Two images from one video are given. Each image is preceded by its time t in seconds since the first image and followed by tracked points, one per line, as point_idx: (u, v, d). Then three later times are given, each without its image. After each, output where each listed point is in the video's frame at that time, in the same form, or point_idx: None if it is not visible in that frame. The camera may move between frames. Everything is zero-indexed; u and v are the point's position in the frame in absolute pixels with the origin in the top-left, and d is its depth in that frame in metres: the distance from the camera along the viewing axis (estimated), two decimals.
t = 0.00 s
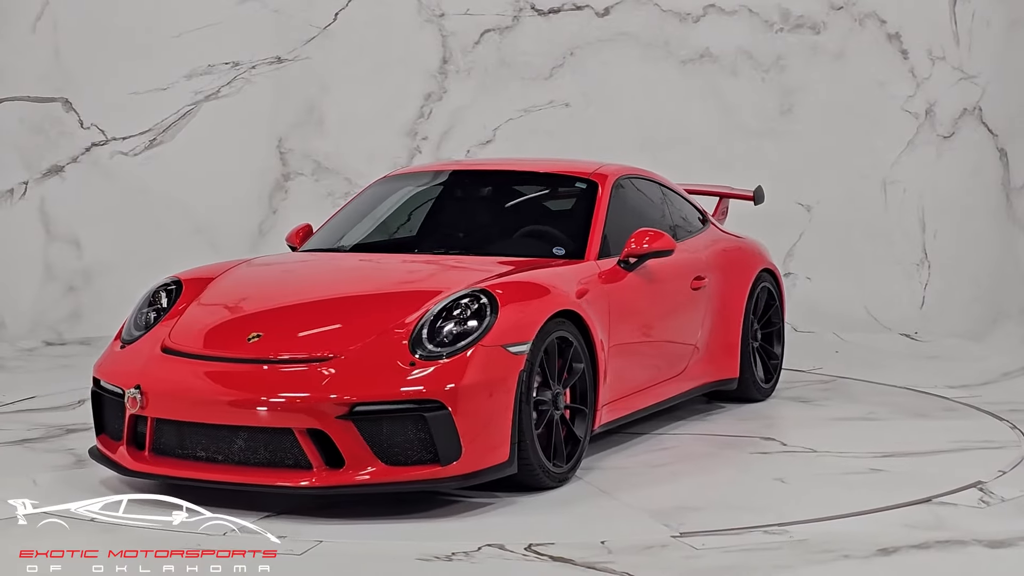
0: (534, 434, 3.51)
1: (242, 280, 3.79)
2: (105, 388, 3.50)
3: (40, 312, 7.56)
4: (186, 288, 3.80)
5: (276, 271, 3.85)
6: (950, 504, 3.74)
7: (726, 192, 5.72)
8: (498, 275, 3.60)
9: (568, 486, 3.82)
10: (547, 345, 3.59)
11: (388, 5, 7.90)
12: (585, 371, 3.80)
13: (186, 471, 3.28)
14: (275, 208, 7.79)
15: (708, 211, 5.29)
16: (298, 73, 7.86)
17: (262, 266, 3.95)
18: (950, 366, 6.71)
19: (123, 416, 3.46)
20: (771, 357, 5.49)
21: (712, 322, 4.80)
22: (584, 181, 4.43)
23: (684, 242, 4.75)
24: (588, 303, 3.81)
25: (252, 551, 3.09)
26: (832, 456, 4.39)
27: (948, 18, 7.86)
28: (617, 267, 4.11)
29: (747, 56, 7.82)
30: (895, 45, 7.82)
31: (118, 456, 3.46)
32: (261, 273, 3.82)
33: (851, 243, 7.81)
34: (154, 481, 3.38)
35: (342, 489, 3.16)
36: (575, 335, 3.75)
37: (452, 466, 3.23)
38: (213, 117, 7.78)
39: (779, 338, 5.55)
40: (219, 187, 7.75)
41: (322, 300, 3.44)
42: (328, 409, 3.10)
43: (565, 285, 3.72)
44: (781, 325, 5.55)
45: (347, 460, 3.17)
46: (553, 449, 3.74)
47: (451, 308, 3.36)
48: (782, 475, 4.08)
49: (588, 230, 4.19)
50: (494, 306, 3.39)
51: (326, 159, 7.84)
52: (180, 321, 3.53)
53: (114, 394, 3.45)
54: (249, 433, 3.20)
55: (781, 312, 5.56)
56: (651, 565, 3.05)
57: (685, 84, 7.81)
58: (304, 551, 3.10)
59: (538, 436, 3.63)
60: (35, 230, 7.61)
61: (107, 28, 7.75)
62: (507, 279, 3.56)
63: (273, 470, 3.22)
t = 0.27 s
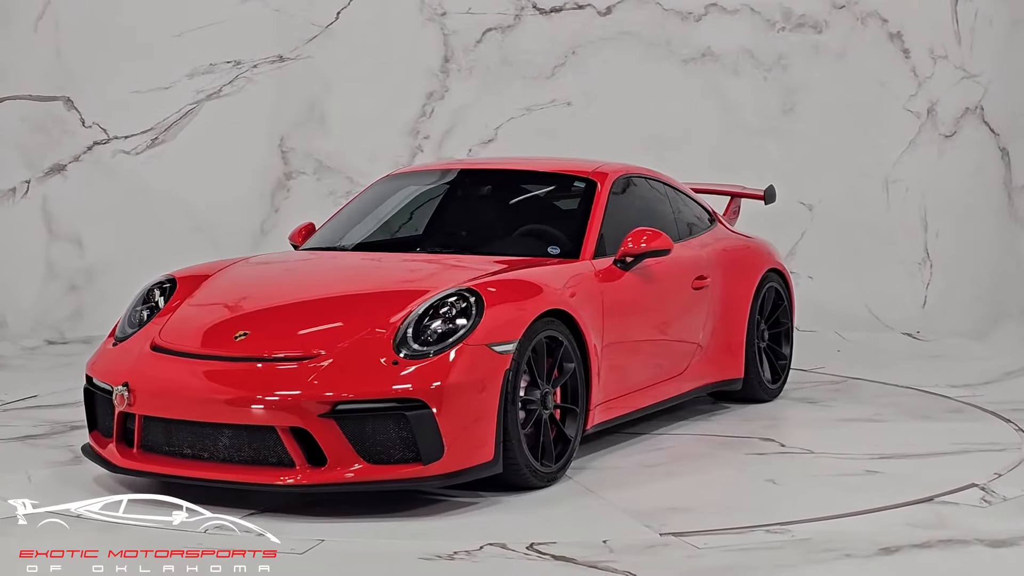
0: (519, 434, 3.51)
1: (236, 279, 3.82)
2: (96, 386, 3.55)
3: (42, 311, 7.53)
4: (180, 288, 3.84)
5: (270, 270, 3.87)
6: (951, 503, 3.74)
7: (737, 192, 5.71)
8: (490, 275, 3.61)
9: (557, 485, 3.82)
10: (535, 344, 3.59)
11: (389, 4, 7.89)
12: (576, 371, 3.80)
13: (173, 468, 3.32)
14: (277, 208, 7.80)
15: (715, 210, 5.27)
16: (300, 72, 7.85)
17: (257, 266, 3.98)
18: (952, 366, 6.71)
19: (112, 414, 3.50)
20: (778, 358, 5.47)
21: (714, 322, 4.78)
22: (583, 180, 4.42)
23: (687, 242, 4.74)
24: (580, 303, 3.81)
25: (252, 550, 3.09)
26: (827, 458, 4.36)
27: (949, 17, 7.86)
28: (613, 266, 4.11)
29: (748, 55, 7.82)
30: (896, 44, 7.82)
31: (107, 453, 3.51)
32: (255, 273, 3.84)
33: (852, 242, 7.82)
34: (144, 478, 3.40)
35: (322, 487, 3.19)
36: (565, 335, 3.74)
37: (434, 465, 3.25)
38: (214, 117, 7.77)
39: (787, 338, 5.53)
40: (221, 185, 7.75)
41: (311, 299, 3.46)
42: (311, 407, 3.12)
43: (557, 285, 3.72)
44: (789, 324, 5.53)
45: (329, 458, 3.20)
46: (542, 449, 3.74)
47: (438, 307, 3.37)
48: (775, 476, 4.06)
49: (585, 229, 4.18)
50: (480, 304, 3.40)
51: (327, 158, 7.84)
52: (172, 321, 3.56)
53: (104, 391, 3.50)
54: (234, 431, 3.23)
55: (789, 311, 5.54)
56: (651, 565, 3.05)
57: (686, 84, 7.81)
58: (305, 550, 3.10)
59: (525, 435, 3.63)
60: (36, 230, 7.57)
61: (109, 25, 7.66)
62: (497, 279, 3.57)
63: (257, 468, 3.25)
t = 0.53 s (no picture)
0: (506, 434, 3.52)
1: (232, 279, 3.86)
2: (88, 384, 3.61)
3: (45, 310, 7.55)
4: (177, 285, 3.89)
5: (266, 270, 3.91)
6: (953, 503, 3.75)
7: (750, 191, 5.70)
8: (482, 275, 3.63)
9: (547, 485, 3.83)
10: (524, 344, 3.60)
11: (391, 3, 7.87)
12: (567, 371, 3.81)
13: (161, 465, 3.36)
14: (279, 207, 7.77)
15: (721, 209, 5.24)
16: (302, 71, 7.81)
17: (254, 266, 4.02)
18: (955, 365, 6.70)
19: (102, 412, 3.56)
20: (786, 359, 5.44)
21: (717, 322, 4.76)
22: (582, 180, 4.43)
23: (689, 241, 4.73)
24: (572, 303, 3.82)
25: (252, 550, 3.09)
26: (821, 460, 4.33)
27: (952, 17, 7.85)
28: (608, 266, 4.12)
29: (751, 55, 7.81)
30: (899, 44, 7.81)
31: (98, 450, 3.57)
32: (250, 272, 3.88)
33: (855, 242, 7.81)
34: (137, 476, 3.44)
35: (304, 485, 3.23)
36: (556, 335, 3.75)
37: (416, 464, 3.28)
38: (217, 116, 7.72)
39: (795, 338, 5.49)
40: (223, 184, 7.72)
41: (301, 300, 3.50)
42: (294, 406, 3.15)
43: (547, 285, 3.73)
44: (798, 326, 5.50)
45: (312, 457, 3.23)
46: (531, 449, 3.75)
47: (424, 307, 3.40)
48: (765, 479, 4.02)
49: (581, 229, 4.18)
50: (465, 303, 3.42)
51: (329, 157, 7.82)
52: (164, 321, 3.61)
53: (94, 389, 3.56)
54: (219, 429, 3.27)
55: (798, 313, 5.51)
56: (653, 564, 3.06)
57: (688, 83, 7.81)
58: (306, 550, 3.11)
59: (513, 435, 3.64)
60: (39, 229, 7.57)
61: (111, 25, 7.62)
62: (486, 278, 3.59)
63: (242, 466, 3.29)
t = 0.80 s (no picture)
0: (493, 433, 3.53)
1: (228, 278, 3.90)
2: (79, 381, 3.67)
3: (48, 309, 7.55)
4: (171, 284, 3.96)
5: (261, 270, 3.94)
6: (955, 503, 3.75)
7: (761, 190, 5.69)
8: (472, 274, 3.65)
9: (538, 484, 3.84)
10: (512, 343, 3.61)
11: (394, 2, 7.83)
12: (558, 371, 3.82)
13: (150, 463, 3.41)
14: (281, 206, 7.75)
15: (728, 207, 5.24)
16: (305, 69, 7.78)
17: (248, 266, 4.06)
18: (958, 365, 6.70)
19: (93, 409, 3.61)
20: (795, 360, 5.43)
21: (720, 322, 4.76)
22: (581, 180, 4.43)
23: (692, 240, 4.74)
24: (564, 302, 3.83)
25: (252, 551, 3.09)
26: (820, 462, 4.31)
27: (955, 16, 7.85)
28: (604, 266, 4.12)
29: (753, 54, 7.81)
30: (902, 43, 7.81)
31: (89, 446, 3.62)
32: (245, 271, 3.92)
33: (857, 242, 7.82)
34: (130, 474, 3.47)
35: (287, 484, 3.25)
36: (547, 335, 3.76)
37: (398, 463, 3.30)
38: (219, 115, 7.70)
39: (804, 339, 5.48)
40: (225, 184, 7.69)
41: (292, 300, 3.53)
42: (277, 404, 3.19)
43: (538, 284, 3.74)
44: (806, 326, 5.48)
45: (294, 455, 3.26)
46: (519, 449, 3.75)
47: (411, 306, 3.42)
48: (755, 480, 4.01)
49: (578, 228, 4.19)
50: (452, 305, 3.44)
51: (331, 156, 7.79)
52: (156, 319, 3.66)
53: (86, 386, 3.61)
54: (204, 427, 3.31)
55: (806, 314, 5.49)
56: (655, 564, 3.06)
57: (690, 83, 7.80)
58: (308, 549, 3.12)
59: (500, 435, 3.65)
60: (41, 229, 7.56)
61: (113, 24, 7.59)
62: (473, 277, 3.61)
63: (227, 463, 3.32)
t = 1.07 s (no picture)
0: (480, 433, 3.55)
1: (224, 279, 3.94)
2: (73, 379, 3.73)
3: (51, 308, 7.55)
4: (168, 285, 4.02)
5: (259, 271, 3.97)
6: (958, 504, 3.76)
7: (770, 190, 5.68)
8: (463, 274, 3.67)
9: (529, 484, 3.85)
10: (501, 344, 3.62)
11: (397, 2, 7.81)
12: (549, 372, 3.82)
13: (139, 460, 3.45)
14: (284, 206, 7.74)
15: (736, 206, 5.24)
16: (307, 70, 7.75)
17: (245, 266, 4.10)
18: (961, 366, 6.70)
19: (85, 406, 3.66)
20: (802, 362, 5.42)
21: (723, 323, 4.76)
22: (580, 180, 4.43)
23: (696, 241, 4.74)
24: (557, 302, 3.83)
25: (252, 551, 3.10)
26: (815, 464, 4.29)
27: (958, 17, 7.88)
28: (600, 267, 4.12)
29: (757, 55, 7.81)
30: (905, 44, 7.82)
31: (82, 444, 3.67)
32: (240, 272, 3.96)
33: (859, 243, 7.82)
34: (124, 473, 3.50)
35: (271, 482, 3.28)
36: (537, 336, 3.76)
37: (381, 463, 3.32)
38: (223, 114, 7.69)
39: (813, 341, 5.47)
40: (228, 183, 7.68)
41: (284, 300, 3.56)
42: (261, 403, 3.21)
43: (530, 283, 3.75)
44: (814, 328, 5.46)
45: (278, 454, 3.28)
46: (509, 449, 3.76)
47: (400, 305, 3.44)
48: (745, 483, 3.99)
49: (576, 229, 4.20)
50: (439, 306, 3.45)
51: (335, 156, 7.78)
52: (150, 318, 3.71)
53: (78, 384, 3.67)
54: (191, 425, 3.34)
55: (815, 315, 5.47)
56: (657, 564, 3.07)
57: (693, 83, 7.81)
58: (310, 549, 3.13)
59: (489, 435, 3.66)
60: (44, 229, 7.56)
61: (116, 24, 7.58)
62: (463, 277, 3.63)
63: (213, 462, 3.35)
